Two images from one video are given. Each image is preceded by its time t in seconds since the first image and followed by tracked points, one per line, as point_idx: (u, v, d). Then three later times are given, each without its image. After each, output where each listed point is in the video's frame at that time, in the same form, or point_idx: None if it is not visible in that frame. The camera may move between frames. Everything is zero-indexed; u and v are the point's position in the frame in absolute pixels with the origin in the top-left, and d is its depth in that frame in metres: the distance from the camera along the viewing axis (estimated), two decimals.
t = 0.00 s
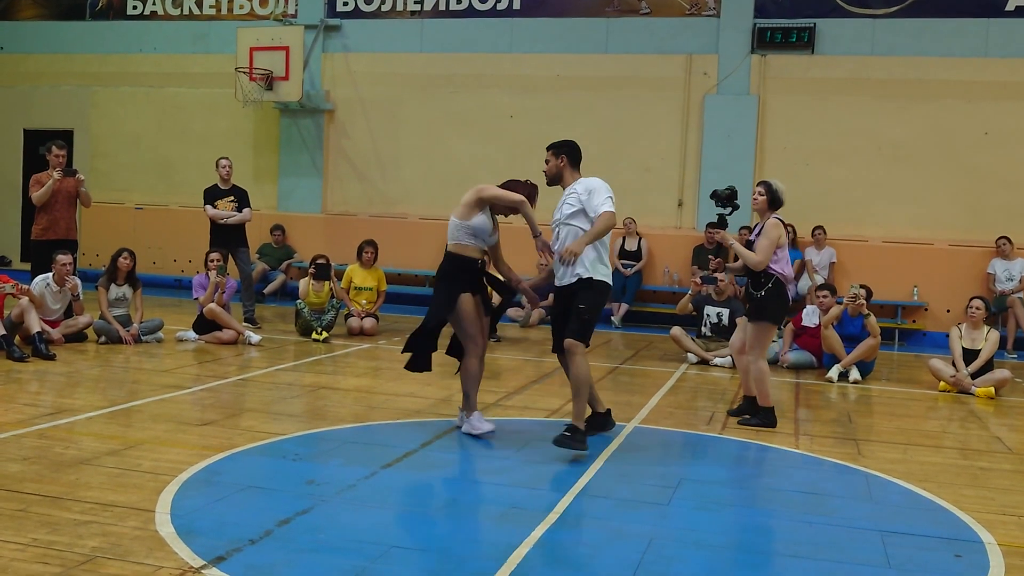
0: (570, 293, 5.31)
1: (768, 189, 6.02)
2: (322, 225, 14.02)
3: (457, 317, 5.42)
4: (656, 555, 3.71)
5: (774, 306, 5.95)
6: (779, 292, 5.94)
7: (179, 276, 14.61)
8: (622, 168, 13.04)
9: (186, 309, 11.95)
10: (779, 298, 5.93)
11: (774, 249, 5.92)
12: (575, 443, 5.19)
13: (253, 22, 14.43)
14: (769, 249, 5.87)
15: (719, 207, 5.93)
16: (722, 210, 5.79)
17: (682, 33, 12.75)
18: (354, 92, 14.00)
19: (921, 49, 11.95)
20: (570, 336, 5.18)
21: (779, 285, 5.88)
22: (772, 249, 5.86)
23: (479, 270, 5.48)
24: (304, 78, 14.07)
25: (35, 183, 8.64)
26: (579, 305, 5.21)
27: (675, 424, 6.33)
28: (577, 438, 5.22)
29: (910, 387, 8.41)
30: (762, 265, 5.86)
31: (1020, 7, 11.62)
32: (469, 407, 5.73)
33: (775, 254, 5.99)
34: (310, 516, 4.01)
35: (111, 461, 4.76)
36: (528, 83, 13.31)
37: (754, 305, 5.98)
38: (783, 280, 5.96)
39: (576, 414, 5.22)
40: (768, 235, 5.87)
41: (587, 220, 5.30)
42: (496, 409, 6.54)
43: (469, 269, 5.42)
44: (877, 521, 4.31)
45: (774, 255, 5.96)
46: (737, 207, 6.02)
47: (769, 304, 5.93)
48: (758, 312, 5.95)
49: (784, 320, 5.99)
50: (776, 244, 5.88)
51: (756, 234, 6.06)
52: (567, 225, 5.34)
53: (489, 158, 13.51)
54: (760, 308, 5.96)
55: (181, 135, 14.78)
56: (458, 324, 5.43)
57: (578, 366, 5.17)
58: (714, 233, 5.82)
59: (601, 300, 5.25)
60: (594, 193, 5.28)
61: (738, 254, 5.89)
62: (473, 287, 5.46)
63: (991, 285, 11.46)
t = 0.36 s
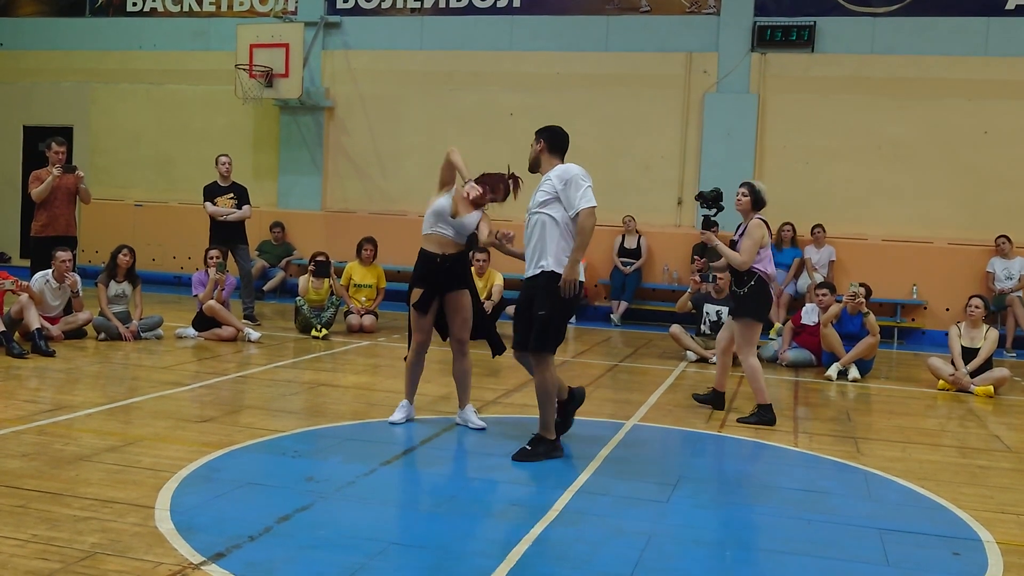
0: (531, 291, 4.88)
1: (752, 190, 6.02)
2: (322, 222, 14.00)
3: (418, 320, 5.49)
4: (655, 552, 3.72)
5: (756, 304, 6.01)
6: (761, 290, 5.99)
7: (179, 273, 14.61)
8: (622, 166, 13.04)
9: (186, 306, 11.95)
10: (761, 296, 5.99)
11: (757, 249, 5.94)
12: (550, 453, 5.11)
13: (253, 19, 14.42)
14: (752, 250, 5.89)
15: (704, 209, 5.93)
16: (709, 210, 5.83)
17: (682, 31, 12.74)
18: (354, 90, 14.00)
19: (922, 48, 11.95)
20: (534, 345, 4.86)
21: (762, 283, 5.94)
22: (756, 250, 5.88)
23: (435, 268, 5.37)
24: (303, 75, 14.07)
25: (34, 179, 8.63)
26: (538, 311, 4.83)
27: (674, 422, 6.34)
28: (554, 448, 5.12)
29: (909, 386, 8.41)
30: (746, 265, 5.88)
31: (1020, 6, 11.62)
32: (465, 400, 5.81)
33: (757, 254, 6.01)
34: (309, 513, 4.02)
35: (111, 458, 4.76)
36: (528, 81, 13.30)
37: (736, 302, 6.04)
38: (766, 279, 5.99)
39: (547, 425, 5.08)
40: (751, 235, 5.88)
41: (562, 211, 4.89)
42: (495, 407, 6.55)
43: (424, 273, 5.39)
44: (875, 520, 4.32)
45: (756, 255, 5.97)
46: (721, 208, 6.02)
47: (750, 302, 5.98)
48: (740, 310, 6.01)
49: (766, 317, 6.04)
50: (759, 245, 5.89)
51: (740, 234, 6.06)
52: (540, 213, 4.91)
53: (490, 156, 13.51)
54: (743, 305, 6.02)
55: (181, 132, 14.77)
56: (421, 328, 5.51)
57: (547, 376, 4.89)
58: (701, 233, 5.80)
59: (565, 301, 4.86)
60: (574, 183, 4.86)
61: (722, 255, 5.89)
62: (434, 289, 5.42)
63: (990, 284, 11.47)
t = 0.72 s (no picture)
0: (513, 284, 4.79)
1: (729, 187, 6.13)
2: (321, 220, 13.99)
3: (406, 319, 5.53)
4: (654, 550, 3.73)
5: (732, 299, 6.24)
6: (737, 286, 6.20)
7: (179, 271, 14.61)
8: (621, 164, 13.04)
9: (185, 304, 11.95)
10: (737, 292, 6.20)
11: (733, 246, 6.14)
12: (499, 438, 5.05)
13: (253, 16, 14.41)
14: (728, 247, 6.10)
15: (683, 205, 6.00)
16: (688, 209, 5.91)
17: (682, 29, 12.74)
18: (354, 87, 14.00)
19: (922, 47, 11.95)
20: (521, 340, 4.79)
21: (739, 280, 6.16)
22: (731, 248, 6.09)
23: (415, 267, 5.41)
24: (303, 73, 14.06)
25: (34, 176, 8.63)
26: (526, 306, 4.75)
27: (673, 420, 6.35)
28: (502, 434, 5.06)
29: (907, 384, 8.42)
30: (721, 262, 6.10)
31: (1020, 5, 11.62)
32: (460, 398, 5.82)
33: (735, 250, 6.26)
34: (308, 510, 4.03)
35: (110, 455, 4.76)
36: (529, 79, 13.30)
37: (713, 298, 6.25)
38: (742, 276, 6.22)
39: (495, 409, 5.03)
40: (727, 233, 6.10)
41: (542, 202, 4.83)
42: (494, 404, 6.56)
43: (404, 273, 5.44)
44: (874, 518, 4.32)
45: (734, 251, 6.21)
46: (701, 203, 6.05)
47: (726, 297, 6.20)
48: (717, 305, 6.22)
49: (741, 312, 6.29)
50: (735, 242, 6.11)
51: (716, 230, 6.26)
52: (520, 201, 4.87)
53: (490, 154, 13.50)
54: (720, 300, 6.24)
55: (181, 129, 14.77)
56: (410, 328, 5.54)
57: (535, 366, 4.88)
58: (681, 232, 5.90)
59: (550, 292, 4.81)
60: (552, 174, 4.76)
61: (699, 250, 6.09)
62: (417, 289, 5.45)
63: (989, 283, 11.48)
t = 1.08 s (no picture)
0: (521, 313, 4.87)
1: (705, 188, 6.38)
2: (322, 218, 13.99)
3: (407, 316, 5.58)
4: (654, 548, 3.74)
5: (711, 298, 6.46)
6: (715, 283, 6.42)
7: (179, 269, 14.63)
8: (622, 163, 13.04)
9: (186, 303, 11.96)
10: (715, 290, 6.43)
11: (711, 246, 6.37)
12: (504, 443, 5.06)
13: (253, 15, 14.40)
14: (705, 247, 6.32)
15: (663, 205, 6.17)
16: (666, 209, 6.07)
17: (683, 28, 12.74)
18: (354, 86, 14.01)
19: (922, 46, 11.95)
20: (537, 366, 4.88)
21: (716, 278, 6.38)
22: (708, 247, 6.32)
23: (422, 267, 5.41)
24: (304, 71, 14.07)
25: (35, 175, 8.64)
26: (539, 331, 4.82)
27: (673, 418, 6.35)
28: (507, 442, 5.06)
29: (907, 383, 8.43)
30: (699, 262, 6.30)
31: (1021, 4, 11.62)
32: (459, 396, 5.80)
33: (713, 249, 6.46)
34: (308, 508, 4.03)
35: (111, 453, 4.77)
36: (530, 78, 13.30)
37: (693, 297, 6.45)
38: (720, 273, 6.42)
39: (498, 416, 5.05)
40: (704, 233, 6.32)
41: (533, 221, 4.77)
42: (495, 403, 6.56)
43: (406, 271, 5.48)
44: (874, 516, 4.33)
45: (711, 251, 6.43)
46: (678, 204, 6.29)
47: (705, 296, 6.43)
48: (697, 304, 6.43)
49: (719, 310, 6.51)
50: (712, 242, 6.33)
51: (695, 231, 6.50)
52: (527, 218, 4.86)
53: (490, 152, 13.50)
54: (701, 299, 6.45)
55: (181, 127, 14.78)
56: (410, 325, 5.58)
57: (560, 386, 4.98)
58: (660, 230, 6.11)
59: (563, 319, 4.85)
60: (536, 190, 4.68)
61: (677, 250, 6.31)
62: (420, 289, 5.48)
63: (990, 281, 11.48)
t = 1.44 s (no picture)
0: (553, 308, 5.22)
1: (675, 186, 6.38)
2: (322, 218, 14.01)
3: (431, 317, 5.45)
4: (654, 546, 3.74)
5: (677, 294, 6.58)
6: (682, 280, 6.54)
7: (179, 269, 14.63)
8: (622, 162, 13.04)
9: (186, 302, 11.96)
10: (680, 286, 6.55)
11: (680, 244, 6.39)
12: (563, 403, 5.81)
13: (253, 14, 14.40)
14: (676, 245, 6.33)
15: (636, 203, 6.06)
16: (643, 208, 5.99)
17: (682, 27, 12.73)
18: (354, 85, 14.00)
19: (921, 45, 11.95)
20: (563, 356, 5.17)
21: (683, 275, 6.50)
22: (679, 246, 6.35)
23: (461, 266, 5.49)
24: (304, 70, 14.06)
25: (35, 174, 8.64)
26: (569, 322, 5.14)
27: (673, 417, 6.35)
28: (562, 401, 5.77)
29: (907, 382, 8.43)
30: (668, 261, 6.28)
31: (1021, 3, 11.62)
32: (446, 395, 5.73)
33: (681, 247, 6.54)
34: (309, 507, 4.03)
35: (111, 451, 4.78)
36: (530, 77, 13.29)
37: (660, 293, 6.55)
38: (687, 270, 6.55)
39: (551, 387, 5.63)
40: (675, 232, 6.36)
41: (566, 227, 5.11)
42: (495, 402, 6.57)
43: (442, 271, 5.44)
44: (874, 515, 4.33)
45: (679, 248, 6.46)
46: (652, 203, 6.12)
47: (670, 292, 6.55)
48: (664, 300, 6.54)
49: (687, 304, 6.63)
50: (682, 240, 6.37)
51: (663, 229, 6.54)
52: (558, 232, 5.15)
53: (490, 152, 13.50)
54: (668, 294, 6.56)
55: (181, 126, 14.77)
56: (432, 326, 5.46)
57: (579, 381, 5.22)
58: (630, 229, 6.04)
59: (594, 315, 5.16)
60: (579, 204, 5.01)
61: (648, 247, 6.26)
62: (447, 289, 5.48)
63: (990, 281, 11.49)
